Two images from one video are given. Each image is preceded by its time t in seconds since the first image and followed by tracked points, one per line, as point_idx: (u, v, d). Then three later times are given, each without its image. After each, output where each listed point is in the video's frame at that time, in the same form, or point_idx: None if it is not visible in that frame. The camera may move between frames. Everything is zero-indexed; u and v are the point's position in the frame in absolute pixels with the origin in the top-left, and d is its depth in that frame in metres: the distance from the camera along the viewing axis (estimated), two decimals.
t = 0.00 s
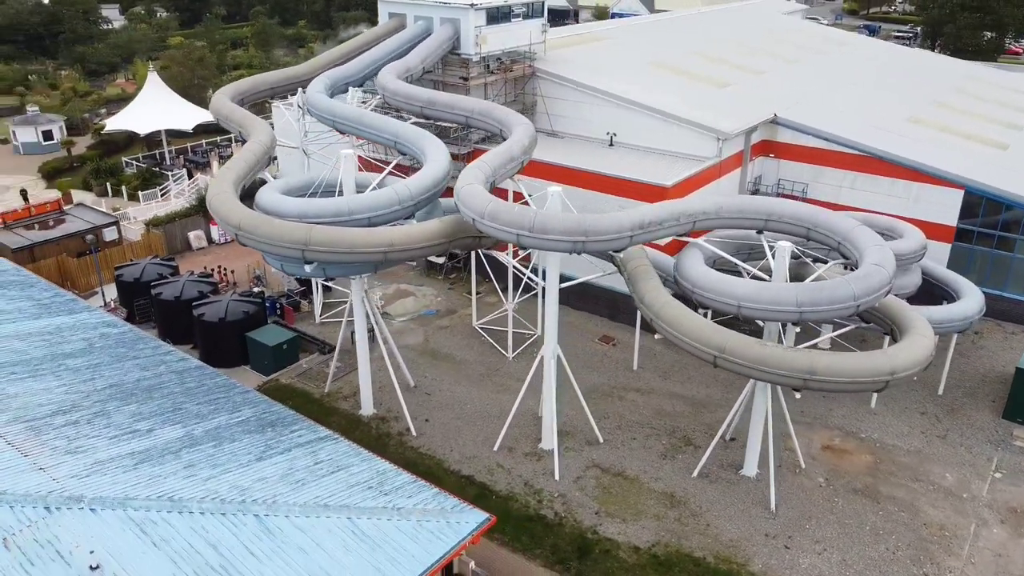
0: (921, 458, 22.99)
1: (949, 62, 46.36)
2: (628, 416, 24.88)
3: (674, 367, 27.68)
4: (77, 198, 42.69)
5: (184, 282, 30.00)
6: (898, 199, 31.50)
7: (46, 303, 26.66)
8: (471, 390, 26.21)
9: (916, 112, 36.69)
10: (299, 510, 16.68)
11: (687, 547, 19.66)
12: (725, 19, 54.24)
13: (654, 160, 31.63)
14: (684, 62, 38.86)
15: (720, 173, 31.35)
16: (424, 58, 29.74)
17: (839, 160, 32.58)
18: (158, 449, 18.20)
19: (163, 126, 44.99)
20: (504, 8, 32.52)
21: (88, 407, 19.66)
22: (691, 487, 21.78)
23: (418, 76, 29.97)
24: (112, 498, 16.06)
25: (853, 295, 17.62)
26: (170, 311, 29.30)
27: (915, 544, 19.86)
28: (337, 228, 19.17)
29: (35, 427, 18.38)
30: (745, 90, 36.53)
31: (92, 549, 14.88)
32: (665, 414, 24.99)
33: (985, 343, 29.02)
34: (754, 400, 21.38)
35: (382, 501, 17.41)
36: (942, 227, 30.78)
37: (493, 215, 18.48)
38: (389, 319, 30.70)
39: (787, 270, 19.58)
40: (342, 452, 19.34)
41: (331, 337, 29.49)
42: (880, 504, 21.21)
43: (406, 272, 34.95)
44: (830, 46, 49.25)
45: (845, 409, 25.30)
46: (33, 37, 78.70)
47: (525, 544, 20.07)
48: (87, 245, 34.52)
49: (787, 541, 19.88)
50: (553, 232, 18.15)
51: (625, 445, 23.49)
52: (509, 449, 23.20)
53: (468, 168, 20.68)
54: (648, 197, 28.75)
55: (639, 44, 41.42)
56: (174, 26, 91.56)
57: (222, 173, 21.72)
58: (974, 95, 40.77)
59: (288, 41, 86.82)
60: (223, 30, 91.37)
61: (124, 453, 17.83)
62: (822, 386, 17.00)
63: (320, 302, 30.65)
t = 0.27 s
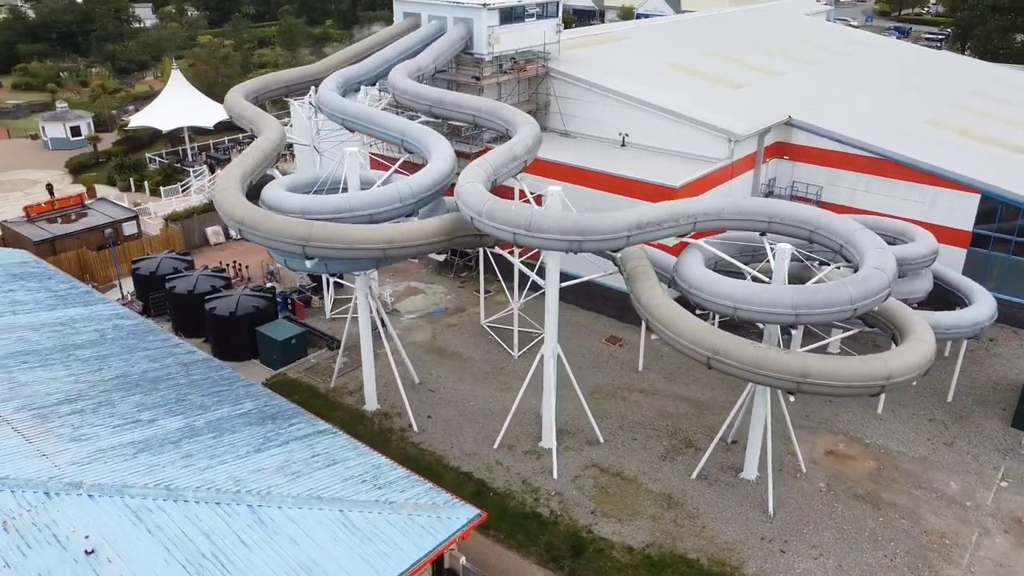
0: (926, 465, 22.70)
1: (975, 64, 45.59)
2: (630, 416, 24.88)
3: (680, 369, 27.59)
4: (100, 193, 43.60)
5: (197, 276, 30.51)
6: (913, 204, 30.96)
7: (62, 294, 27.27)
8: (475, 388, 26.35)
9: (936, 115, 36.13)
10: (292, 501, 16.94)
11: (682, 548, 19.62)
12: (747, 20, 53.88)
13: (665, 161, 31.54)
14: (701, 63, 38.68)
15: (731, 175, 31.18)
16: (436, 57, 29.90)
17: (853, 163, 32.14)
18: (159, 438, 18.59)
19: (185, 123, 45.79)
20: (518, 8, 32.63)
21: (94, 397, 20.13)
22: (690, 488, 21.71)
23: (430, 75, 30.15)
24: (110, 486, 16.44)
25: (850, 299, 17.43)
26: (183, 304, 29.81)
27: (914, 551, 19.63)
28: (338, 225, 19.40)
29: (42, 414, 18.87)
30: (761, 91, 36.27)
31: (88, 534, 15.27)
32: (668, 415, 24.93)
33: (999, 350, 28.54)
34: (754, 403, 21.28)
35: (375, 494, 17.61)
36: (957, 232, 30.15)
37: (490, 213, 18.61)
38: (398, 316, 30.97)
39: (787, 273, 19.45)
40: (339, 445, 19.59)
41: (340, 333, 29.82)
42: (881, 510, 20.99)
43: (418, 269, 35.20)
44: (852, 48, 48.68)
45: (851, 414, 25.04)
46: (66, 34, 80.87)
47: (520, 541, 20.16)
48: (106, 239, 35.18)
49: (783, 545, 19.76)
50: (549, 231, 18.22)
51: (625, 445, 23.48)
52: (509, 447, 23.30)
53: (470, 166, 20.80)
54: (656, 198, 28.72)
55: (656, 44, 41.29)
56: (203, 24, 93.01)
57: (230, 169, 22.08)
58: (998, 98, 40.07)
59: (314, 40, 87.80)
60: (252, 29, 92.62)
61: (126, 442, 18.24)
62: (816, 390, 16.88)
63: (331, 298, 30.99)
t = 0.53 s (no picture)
0: (930, 472, 22.40)
1: (1000, 67, 44.84)
2: (632, 417, 24.87)
3: (685, 370, 27.50)
4: (124, 188, 44.48)
5: (211, 271, 31.02)
6: (927, 207, 30.62)
7: (78, 286, 27.89)
8: (479, 385, 26.50)
9: (956, 117, 35.62)
10: (287, 492, 17.22)
11: (676, 549, 19.59)
12: (768, 20, 53.49)
13: (677, 162, 31.45)
14: (717, 63, 38.48)
15: (743, 176, 31.02)
16: (448, 55, 30.08)
17: (868, 166, 31.85)
18: (161, 428, 18.99)
19: (207, 119, 46.57)
20: (531, 7, 32.74)
21: (101, 386, 20.61)
22: (688, 490, 21.64)
23: (442, 74, 30.32)
24: (110, 473, 16.83)
25: (847, 302, 17.28)
26: (197, 298, 30.34)
27: (912, 558, 19.40)
28: (339, 221, 19.62)
29: (49, 402, 19.36)
30: (777, 93, 36.01)
31: (85, 519, 15.64)
32: (670, 417, 24.88)
33: (1013, 357, 28.06)
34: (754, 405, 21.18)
35: (369, 488, 17.83)
36: (973, 237, 29.75)
37: (488, 211, 18.75)
38: (407, 314, 31.23)
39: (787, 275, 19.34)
40: (337, 439, 19.86)
41: (349, 328, 30.15)
42: (881, 516, 20.77)
43: (429, 267, 35.46)
44: (875, 49, 48.13)
45: (857, 419, 24.79)
46: (98, 33, 82.84)
47: (515, 538, 20.26)
48: (125, 233, 35.86)
49: (779, 549, 19.64)
50: (545, 230, 18.29)
51: (626, 446, 23.48)
52: (509, 445, 23.41)
53: (472, 165, 20.93)
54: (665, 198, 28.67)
55: (674, 44, 41.14)
56: (232, 23, 94.37)
57: (237, 165, 22.43)
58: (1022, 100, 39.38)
59: (340, 39, 88.74)
60: (279, 28, 93.78)
61: (128, 431, 18.65)
62: (810, 393, 16.78)
63: (341, 294, 31.35)
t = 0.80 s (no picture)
0: (934, 479, 22.13)
1: None
2: (634, 417, 24.87)
3: (690, 372, 27.42)
4: (146, 184, 45.32)
5: (225, 265, 31.51)
6: (943, 212, 30.08)
7: (94, 278, 28.46)
8: (483, 383, 26.64)
9: (976, 121, 35.07)
10: (281, 484, 17.49)
11: (670, 550, 19.58)
12: (790, 20, 53.07)
13: (688, 163, 31.33)
14: (734, 65, 38.24)
15: (754, 178, 30.82)
16: (461, 55, 30.24)
17: (883, 168, 31.41)
18: (163, 418, 19.38)
19: (230, 117, 47.31)
20: (545, 7, 32.82)
21: (108, 376, 21.08)
22: (686, 491, 21.59)
23: (454, 73, 30.52)
24: (110, 460, 17.23)
25: (842, 304, 17.17)
26: (210, 292, 30.82)
27: (910, 565, 19.19)
28: (340, 217, 19.91)
29: (57, 391, 19.85)
30: (792, 94, 35.73)
31: (84, 505, 16.06)
32: (672, 418, 24.83)
33: None
34: (753, 407, 21.08)
35: (362, 481, 18.04)
36: (990, 242, 29.14)
37: (486, 210, 18.95)
38: (417, 311, 31.48)
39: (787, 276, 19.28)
40: (336, 433, 20.11)
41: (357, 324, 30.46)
42: (880, 522, 20.56)
43: (441, 265, 35.68)
44: (897, 51, 47.62)
45: (862, 424, 24.55)
46: (129, 31, 84.58)
47: (510, 535, 20.39)
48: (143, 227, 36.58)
49: (774, 552, 19.53)
50: (541, 228, 18.40)
51: (626, 446, 23.49)
52: (509, 442, 23.52)
53: (474, 163, 21.11)
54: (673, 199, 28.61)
55: (691, 44, 40.94)
56: (261, 22, 95.63)
57: (245, 161, 22.82)
58: None
59: (365, 39, 89.56)
60: (306, 27, 94.87)
61: (131, 420, 19.07)
62: (802, 396, 16.75)
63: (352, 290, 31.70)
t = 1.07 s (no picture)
0: (937, 486, 21.85)
1: None
2: (636, 418, 24.86)
3: (696, 373, 27.33)
4: (168, 179, 46.14)
5: (238, 260, 32.00)
6: (959, 216, 29.64)
7: (110, 270, 29.06)
8: (487, 380, 26.79)
9: (997, 123, 34.48)
10: (277, 475, 17.77)
11: (664, 550, 19.56)
12: (813, 20, 52.53)
13: (699, 164, 31.20)
14: (751, 65, 37.98)
15: (766, 179, 30.61)
16: (473, 54, 30.41)
17: (898, 171, 31.05)
18: (166, 408, 19.78)
19: (251, 114, 48.00)
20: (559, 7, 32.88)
21: (116, 366, 21.54)
22: (684, 492, 21.55)
23: (466, 73, 30.70)
24: (111, 448, 17.64)
25: (838, 307, 17.03)
26: (224, 286, 31.32)
27: (907, 572, 18.98)
28: (342, 213, 20.14)
29: (65, 380, 20.35)
30: (809, 95, 35.41)
31: (83, 490, 16.48)
32: (675, 419, 24.77)
33: None
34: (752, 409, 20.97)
35: (357, 474, 18.27)
36: (1007, 248, 28.38)
37: (484, 208, 19.09)
38: (426, 308, 31.72)
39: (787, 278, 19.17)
40: (335, 426, 20.37)
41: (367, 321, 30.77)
42: (880, 528, 20.36)
43: (453, 263, 35.88)
44: (921, 53, 46.97)
45: (867, 429, 24.30)
46: (159, 29, 86.08)
47: (506, 531, 20.53)
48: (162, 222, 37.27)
49: (769, 555, 19.43)
50: (538, 227, 18.47)
51: (627, 446, 23.49)
52: (510, 440, 23.64)
53: (476, 161, 21.25)
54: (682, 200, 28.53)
55: (709, 45, 40.72)
56: (288, 21, 96.74)
57: (253, 157, 23.16)
58: None
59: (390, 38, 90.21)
60: (332, 27, 95.76)
61: (135, 409, 19.49)
62: (795, 398, 16.61)
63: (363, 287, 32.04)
